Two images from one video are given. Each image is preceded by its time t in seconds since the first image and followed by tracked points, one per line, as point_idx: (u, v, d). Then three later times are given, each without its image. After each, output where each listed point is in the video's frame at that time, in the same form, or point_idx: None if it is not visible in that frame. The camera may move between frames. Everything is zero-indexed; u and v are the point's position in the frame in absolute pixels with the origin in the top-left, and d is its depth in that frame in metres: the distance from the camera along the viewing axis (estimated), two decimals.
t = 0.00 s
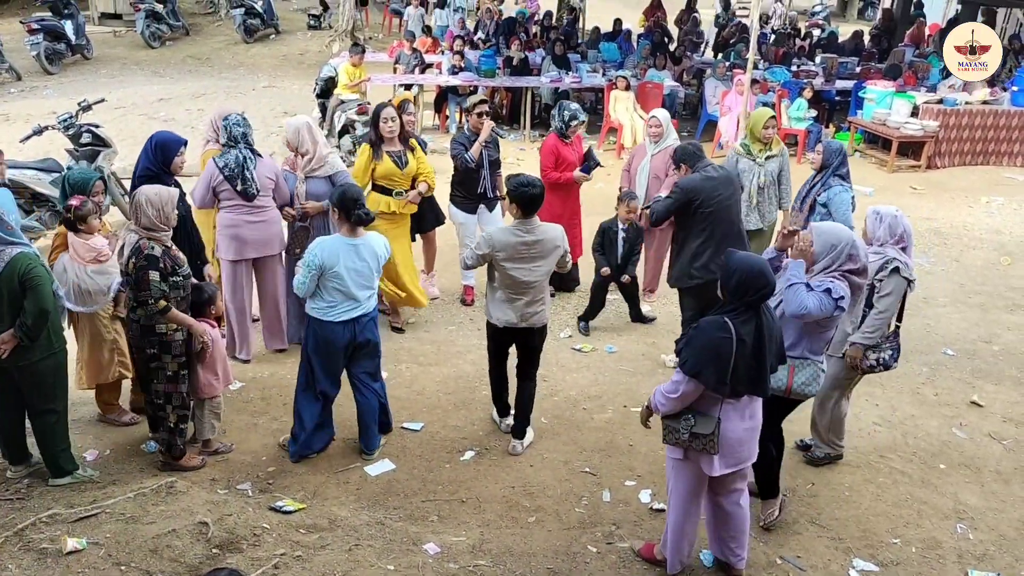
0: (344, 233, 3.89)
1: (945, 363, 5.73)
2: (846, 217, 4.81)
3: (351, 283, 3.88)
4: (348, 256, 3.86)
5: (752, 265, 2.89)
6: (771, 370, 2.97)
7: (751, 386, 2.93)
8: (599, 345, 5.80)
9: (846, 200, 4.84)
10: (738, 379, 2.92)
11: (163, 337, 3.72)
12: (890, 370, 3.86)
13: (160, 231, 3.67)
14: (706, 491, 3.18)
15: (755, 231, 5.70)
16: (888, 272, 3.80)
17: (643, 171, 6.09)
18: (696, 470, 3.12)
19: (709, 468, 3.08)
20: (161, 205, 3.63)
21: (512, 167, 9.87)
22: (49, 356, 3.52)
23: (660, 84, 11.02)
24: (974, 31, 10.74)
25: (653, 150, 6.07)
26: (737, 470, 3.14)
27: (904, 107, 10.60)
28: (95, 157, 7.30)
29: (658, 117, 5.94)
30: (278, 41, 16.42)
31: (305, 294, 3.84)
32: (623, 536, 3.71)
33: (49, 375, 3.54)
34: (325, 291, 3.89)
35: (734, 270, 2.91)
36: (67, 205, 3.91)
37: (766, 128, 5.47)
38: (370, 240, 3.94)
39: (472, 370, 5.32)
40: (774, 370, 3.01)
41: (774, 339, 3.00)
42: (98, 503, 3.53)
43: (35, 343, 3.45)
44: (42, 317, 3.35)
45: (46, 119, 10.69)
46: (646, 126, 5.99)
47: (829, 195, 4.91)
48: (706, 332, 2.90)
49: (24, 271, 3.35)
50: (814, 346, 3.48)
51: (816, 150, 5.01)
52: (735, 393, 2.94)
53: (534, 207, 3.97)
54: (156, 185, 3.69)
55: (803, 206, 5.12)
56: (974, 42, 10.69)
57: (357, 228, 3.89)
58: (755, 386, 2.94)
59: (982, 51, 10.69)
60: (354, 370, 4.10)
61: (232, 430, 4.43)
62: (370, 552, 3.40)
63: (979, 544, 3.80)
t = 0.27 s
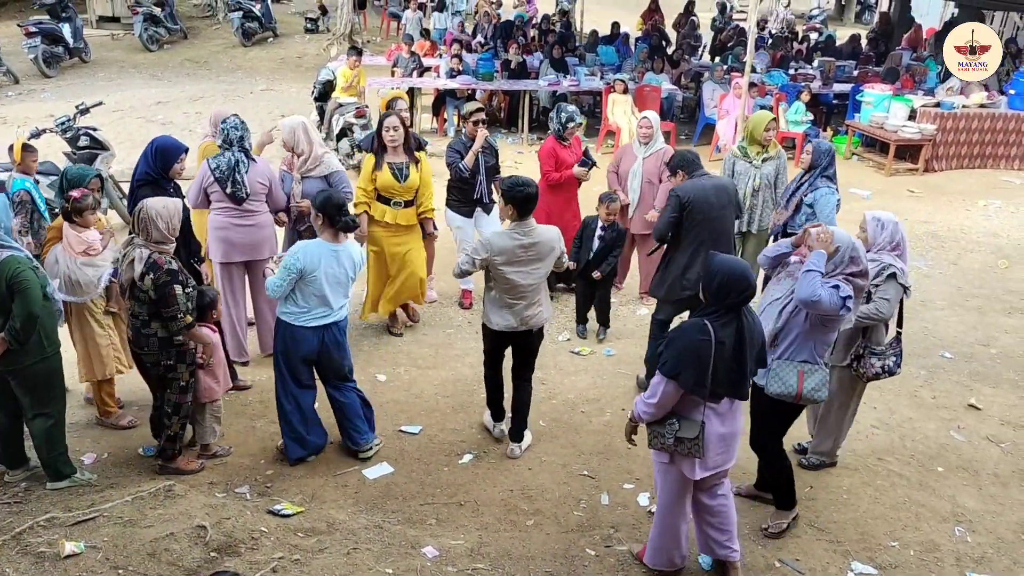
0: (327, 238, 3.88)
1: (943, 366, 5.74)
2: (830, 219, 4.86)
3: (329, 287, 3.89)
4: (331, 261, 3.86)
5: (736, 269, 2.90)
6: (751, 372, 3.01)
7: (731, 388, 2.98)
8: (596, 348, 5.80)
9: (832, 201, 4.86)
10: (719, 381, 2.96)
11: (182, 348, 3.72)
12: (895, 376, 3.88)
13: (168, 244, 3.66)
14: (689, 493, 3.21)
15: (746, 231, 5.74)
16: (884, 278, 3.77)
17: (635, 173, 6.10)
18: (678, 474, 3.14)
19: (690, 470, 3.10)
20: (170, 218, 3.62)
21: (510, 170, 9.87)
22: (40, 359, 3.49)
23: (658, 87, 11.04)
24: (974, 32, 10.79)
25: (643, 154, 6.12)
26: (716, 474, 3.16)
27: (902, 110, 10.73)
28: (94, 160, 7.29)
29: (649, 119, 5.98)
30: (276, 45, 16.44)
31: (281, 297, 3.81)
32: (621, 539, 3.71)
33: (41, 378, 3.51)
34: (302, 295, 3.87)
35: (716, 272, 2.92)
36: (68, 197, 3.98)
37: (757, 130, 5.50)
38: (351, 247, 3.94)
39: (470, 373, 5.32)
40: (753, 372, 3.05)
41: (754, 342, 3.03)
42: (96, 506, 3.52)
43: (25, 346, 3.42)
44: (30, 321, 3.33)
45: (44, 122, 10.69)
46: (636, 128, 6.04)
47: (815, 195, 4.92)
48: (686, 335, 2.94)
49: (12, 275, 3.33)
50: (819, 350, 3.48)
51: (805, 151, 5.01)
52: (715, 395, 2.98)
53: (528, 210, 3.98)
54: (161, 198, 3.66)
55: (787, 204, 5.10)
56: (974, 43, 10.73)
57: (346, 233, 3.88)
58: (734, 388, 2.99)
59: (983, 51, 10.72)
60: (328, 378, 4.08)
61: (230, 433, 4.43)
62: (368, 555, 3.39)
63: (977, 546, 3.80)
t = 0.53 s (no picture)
0: (310, 238, 3.88)
1: (942, 366, 5.74)
2: (837, 224, 4.96)
3: (311, 287, 3.89)
4: (314, 261, 3.86)
5: (721, 268, 2.92)
6: (737, 373, 3.04)
7: (717, 388, 3.02)
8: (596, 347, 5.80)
9: (840, 205, 4.94)
10: (703, 380, 3.00)
11: (193, 344, 3.73)
12: (892, 378, 3.79)
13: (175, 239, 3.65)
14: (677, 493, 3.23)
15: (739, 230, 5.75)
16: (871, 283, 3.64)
17: (632, 172, 6.14)
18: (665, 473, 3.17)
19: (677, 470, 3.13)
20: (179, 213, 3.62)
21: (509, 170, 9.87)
22: (30, 362, 3.44)
23: (657, 87, 11.04)
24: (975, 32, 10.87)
25: (637, 152, 6.19)
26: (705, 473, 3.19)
27: (902, 110, 10.74)
28: (93, 159, 7.29)
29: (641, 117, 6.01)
30: (275, 44, 16.44)
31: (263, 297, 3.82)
32: (621, 539, 3.72)
33: (32, 380, 3.47)
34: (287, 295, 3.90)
35: (701, 274, 2.94)
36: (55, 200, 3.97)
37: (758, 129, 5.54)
38: (336, 248, 3.93)
39: (470, 373, 5.32)
40: (741, 375, 3.08)
41: (740, 343, 3.06)
42: (96, 506, 3.52)
43: (13, 347, 3.38)
44: (13, 323, 3.29)
45: (43, 121, 10.68)
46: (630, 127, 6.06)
47: (824, 201, 4.94)
48: (670, 335, 2.96)
49: None
50: (837, 358, 3.42)
51: (802, 155, 4.97)
52: (700, 394, 3.02)
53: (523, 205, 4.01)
54: (162, 193, 3.64)
55: (792, 210, 5.02)
56: (975, 43, 10.79)
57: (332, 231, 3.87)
58: (720, 390, 3.02)
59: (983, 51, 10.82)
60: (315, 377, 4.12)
61: (229, 433, 4.43)
62: (368, 555, 3.39)
63: (976, 546, 3.81)
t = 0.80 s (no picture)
0: (298, 235, 3.90)
1: (942, 368, 5.74)
2: (843, 219, 5.08)
3: (304, 284, 3.88)
4: (303, 256, 3.87)
5: (712, 271, 2.92)
6: (732, 372, 3.06)
7: (709, 386, 3.04)
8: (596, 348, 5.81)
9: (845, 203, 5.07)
10: (695, 379, 3.01)
11: (197, 343, 3.74)
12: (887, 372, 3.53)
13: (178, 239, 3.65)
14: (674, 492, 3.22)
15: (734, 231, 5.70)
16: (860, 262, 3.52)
17: (637, 171, 6.18)
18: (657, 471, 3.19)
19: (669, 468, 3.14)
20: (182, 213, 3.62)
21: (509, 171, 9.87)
22: (26, 364, 3.44)
23: (658, 88, 11.03)
24: (974, 31, 10.78)
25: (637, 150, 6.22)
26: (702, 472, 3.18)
27: (902, 111, 10.73)
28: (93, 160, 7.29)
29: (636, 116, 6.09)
30: (276, 45, 16.45)
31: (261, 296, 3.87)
32: (621, 540, 3.71)
33: (29, 382, 3.47)
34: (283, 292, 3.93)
35: (693, 277, 2.93)
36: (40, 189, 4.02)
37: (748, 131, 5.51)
38: (325, 243, 3.92)
39: (470, 374, 5.32)
40: (737, 374, 3.09)
41: (735, 343, 3.06)
42: (96, 507, 3.52)
43: (9, 350, 3.37)
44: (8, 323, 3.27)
45: (43, 122, 10.69)
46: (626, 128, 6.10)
47: (835, 200, 5.03)
48: (659, 335, 2.98)
49: None
50: (861, 368, 3.38)
51: (808, 156, 4.99)
52: (692, 392, 3.04)
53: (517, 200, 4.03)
54: (161, 194, 3.63)
55: (805, 213, 5.05)
56: (974, 43, 10.74)
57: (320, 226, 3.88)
58: (713, 388, 3.04)
59: (982, 51, 10.75)
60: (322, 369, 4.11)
61: (228, 433, 4.42)
62: (367, 556, 3.39)
63: (976, 548, 3.81)
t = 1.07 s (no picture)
0: (302, 235, 3.92)
1: (942, 369, 5.74)
2: (853, 225, 5.08)
3: (315, 283, 3.92)
4: (308, 254, 3.89)
5: (710, 267, 2.91)
6: (731, 368, 3.07)
7: (708, 382, 3.05)
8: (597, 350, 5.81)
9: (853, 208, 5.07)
10: (694, 375, 3.03)
11: (176, 341, 3.72)
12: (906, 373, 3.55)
13: (173, 237, 3.67)
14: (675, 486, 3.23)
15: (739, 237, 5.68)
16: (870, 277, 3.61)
17: (640, 175, 6.16)
18: (658, 465, 3.19)
19: (668, 461, 3.15)
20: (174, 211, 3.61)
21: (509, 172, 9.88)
22: (27, 366, 3.44)
23: (658, 89, 11.03)
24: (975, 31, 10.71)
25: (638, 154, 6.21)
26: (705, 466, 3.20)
27: (902, 112, 10.74)
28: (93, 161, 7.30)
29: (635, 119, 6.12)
30: (277, 46, 16.46)
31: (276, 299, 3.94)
32: (620, 541, 3.72)
33: (30, 385, 3.47)
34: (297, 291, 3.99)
35: (690, 275, 2.94)
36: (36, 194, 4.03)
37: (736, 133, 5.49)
38: (329, 238, 3.95)
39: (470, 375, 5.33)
40: (737, 368, 3.12)
41: (734, 339, 3.08)
42: (95, 508, 3.52)
43: (11, 352, 3.37)
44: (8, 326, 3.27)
45: (44, 123, 10.69)
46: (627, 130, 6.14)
47: (843, 205, 5.03)
48: (657, 328, 2.98)
49: None
50: (870, 377, 3.37)
51: (813, 162, 4.97)
52: (691, 386, 3.05)
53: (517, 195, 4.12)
54: (159, 190, 3.64)
55: (815, 219, 5.02)
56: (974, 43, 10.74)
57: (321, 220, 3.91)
58: (712, 383, 3.06)
59: (983, 51, 10.73)
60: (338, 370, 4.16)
61: (229, 434, 4.43)
62: (367, 557, 3.39)
63: (975, 549, 3.81)
